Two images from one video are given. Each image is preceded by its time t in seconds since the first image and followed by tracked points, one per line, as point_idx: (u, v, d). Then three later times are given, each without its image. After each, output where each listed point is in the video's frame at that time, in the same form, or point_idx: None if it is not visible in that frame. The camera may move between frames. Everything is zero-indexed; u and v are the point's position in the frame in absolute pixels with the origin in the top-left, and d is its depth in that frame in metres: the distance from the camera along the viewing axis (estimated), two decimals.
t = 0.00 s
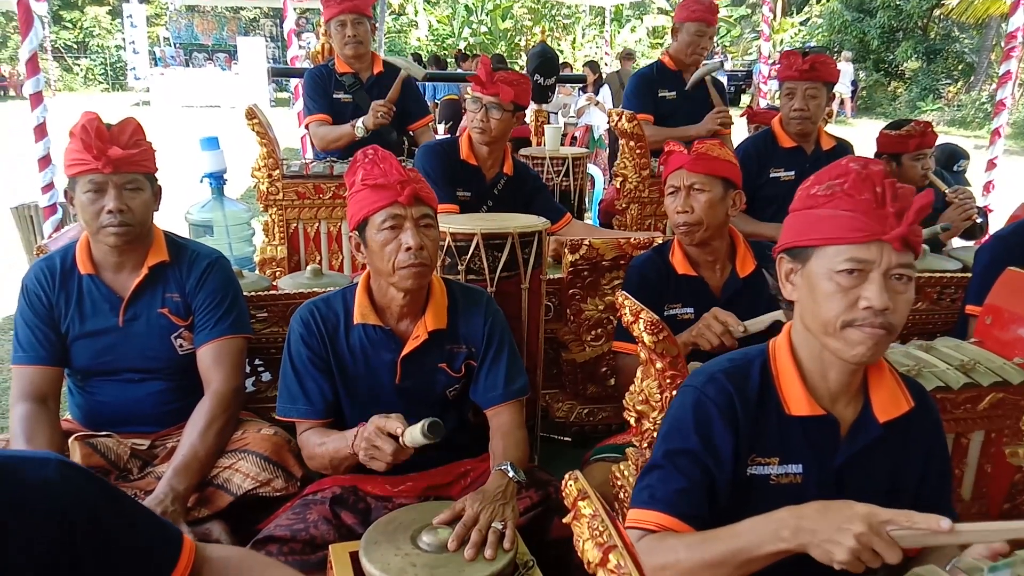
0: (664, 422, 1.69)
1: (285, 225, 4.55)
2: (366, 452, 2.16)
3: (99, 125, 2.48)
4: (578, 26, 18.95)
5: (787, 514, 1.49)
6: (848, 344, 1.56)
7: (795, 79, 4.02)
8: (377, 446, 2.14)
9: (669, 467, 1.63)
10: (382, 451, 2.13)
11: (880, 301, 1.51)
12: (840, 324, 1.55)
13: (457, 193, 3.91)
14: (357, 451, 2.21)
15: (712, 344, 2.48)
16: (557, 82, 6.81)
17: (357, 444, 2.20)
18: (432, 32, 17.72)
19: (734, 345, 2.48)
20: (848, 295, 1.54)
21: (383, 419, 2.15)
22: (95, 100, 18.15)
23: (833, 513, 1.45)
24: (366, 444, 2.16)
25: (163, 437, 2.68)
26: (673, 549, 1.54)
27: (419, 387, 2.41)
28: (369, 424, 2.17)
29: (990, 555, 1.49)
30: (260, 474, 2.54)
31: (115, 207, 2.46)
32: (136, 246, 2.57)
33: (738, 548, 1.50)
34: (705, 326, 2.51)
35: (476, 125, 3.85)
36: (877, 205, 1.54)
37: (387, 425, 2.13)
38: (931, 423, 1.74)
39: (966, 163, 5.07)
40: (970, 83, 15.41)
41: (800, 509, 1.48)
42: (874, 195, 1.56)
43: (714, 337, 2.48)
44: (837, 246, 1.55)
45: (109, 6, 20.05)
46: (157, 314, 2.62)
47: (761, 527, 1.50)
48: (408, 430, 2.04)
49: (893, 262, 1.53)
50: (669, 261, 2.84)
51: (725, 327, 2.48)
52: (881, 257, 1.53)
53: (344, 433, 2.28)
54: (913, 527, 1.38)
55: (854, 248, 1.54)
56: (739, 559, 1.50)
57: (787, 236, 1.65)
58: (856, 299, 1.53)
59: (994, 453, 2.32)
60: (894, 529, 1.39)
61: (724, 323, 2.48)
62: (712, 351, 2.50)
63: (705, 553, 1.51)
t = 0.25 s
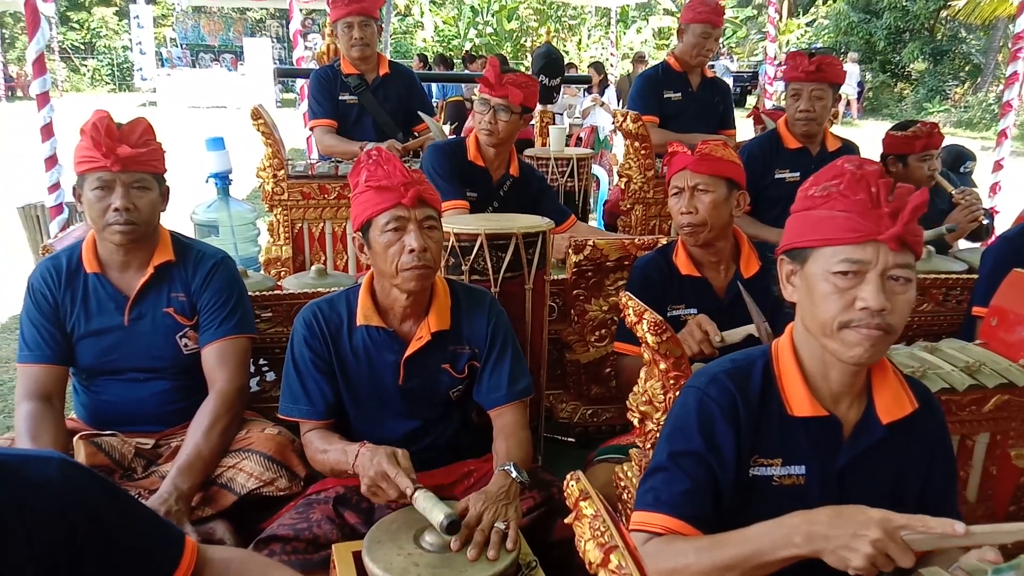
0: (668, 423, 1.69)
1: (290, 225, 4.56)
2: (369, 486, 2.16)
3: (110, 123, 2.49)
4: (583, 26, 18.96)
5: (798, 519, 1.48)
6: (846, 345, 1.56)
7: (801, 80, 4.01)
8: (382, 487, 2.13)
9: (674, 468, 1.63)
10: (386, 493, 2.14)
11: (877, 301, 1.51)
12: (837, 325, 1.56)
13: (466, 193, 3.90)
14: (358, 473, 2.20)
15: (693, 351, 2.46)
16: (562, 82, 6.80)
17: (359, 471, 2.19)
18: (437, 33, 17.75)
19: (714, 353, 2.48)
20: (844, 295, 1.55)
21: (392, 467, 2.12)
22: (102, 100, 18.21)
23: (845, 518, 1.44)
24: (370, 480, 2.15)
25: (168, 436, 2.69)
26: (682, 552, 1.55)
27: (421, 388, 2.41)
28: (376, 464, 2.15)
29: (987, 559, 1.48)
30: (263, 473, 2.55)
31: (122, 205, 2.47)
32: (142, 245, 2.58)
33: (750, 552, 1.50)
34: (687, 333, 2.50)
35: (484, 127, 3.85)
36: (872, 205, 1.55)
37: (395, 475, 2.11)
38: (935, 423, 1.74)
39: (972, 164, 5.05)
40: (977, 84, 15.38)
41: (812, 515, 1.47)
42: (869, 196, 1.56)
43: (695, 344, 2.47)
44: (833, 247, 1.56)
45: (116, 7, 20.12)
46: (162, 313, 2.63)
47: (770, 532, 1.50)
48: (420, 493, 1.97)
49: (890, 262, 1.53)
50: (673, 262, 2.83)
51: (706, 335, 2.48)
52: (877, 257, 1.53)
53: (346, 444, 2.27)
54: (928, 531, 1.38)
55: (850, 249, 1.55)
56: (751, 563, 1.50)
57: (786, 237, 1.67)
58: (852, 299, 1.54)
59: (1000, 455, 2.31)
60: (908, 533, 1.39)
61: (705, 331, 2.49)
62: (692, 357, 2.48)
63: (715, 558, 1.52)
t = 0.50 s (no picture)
0: (669, 422, 1.69)
1: (294, 223, 4.56)
2: (375, 444, 2.16)
3: (117, 120, 2.50)
4: (588, 25, 18.93)
5: (801, 517, 1.48)
6: (838, 344, 1.59)
7: (805, 79, 4.00)
8: (388, 437, 2.13)
9: (676, 468, 1.63)
10: (393, 442, 2.13)
11: (868, 301, 1.54)
12: (829, 323, 1.59)
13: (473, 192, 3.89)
14: (365, 445, 2.20)
15: (696, 348, 2.46)
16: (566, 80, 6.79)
17: (364, 438, 2.19)
18: (442, 31, 17.73)
19: (717, 350, 2.47)
20: (838, 294, 1.58)
21: (393, 410, 2.14)
22: (107, 99, 18.23)
23: (847, 516, 1.45)
24: (376, 435, 2.15)
25: (171, 433, 2.70)
26: (684, 552, 1.55)
27: (424, 385, 2.42)
28: (379, 415, 2.16)
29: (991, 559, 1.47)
30: (266, 470, 2.55)
31: (125, 201, 2.48)
32: (146, 242, 2.59)
33: (753, 550, 1.50)
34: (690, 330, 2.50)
35: (492, 126, 3.84)
36: (864, 204, 1.58)
37: (398, 416, 2.13)
38: (938, 421, 1.73)
39: (978, 163, 5.04)
40: (984, 82, 15.30)
41: (815, 513, 1.48)
42: (862, 194, 1.59)
43: (698, 342, 2.46)
44: (825, 246, 1.60)
45: (121, 5, 20.15)
46: (166, 310, 2.64)
47: (773, 531, 1.50)
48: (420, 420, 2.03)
49: (883, 261, 1.56)
50: (676, 260, 2.83)
51: (708, 333, 2.47)
52: (869, 256, 1.56)
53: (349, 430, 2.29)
54: (931, 530, 1.38)
55: (842, 247, 1.58)
56: (752, 561, 1.50)
57: (784, 236, 1.70)
58: (845, 298, 1.57)
59: (1004, 455, 2.31)
60: (911, 532, 1.40)
61: (708, 327, 2.48)
62: (695, 355, 2.47)
63: (717, 557, 1.52)
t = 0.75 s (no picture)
0: (673, 421, 1.69)
1: (298, 222, 4.57)
2: (391, 441, 2.12)
3: (124, 118, 2.51)
4: (591, 24, 18.94)
5: (803, 514, 1.47)
6: (834, 343, 1.61)
7: (810, 77, 4.01)
8: (404, 434, 2.09)
9: (679, 467, 1.63)
10: (409, 440, 2.09)
11: (862, 300, 1.57)
12: (825, 322, 1.61)
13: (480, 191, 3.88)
14: (379, 442, 2.17)
15: (705, 344, 2.46)
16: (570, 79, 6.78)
17: (378, 437, 2.16)
18: (446, 31, 17.74)
19: (725, 345, 2.47)
20: (833, 293, 1.60)
21: (408, 407, 2.10)
22: (111, 98, 18.26)
23: (848, 511, 1.44)
24: (391, 433, 2.11)
25: (176, 431, 2.71)
26: (687, 551, 1.55)
27: (429, 383, 2.42)
28: (393, 413, 2.12)
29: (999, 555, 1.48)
30: (271, 467, 2.55)
31: (130, 199, 2.48)
32: (151, 240, 2.60)
33: (757, 549, 1.49)
34: (699, 326, 2.49)
35: (499, 125, 3.84)
36: (858, 203, 1.60)
37: (414, 414, 2.09)
38: (942, 420, 1.74)
39: (982, 162, 5.03)
40: (988, 82, 15.26)
41: (817, 509, 1.47)
42: (856, 193, 1.61)
43: (707, 337, 2.46)
44: (820, 245, 1.63)
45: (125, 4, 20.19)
46: (172, 308, 2.64)
47: (776, 529, 1.49)
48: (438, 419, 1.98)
49: (878, 260, 1.58)
50: (681, 259, 2.82)
51: (717, 327, 2.46)
52: (863, 255, 1.58)
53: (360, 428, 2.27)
54: (930, 513, 1.38)
55: (835, 246, 1.61)
56: (756, 560, 1.50)
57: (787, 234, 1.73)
58: (840, 297, 1.59)
59: (1010, 454, 2.30)
60: (910, 518, 1.40)
61: (716, 323, 2.47)
62: (704, 351, 2.47)
63: (720, 556, 1.51)
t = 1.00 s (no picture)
0: (681, 421, 1.69)
1: (305, 221, 4.58)
2: (402, 493, 2.11)
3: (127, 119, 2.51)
4: (593, 24, 18.94)
5: (807, 512, 1.48)
6: (836, 342, 1.61)
7: (817, 77, 4.00)
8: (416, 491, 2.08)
9: (688, 467, 1.63)
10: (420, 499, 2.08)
11: (864, 301, 1.57)
12: (828, 323, 1.61)
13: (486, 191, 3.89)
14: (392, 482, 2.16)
15: (718, 347, 2.42)
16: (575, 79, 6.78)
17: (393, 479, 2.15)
18: (448, 30, 17.73)
19: (739, 348, 2.44)
20: (836, 293, 1.61)
21: (426, 470, 2.09)
22: (113, 98, 18.27)
23: (850, 508, 1.45)
24: (403, 486, 2.11)
25: (186, 429, 2.71)
26: (693, 548, 1.55)
27: (440, 384, 2.43)
28: (410, 469, 2.12)
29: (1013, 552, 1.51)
30: (282, 466, 2.56)
31: (131, 200, 2.49)
32: (160, 240, 2.61)
33: (760, 546, 1.50)
34: (712, 329, 2.46)
35: (507, 125, 3.85)
36: (859, 203, 1.61)
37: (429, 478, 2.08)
38: (952, 418, 1.74)
39: (988, 162, 5.03)
40: (991, 82, 15.25)
41: (821, 507, 1.48)
42: (857, 194, 1.62)
43: (719, 340, 2.43)
44: (822, 245, 1.64)
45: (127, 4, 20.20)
46: (181, 307, 2.65)
47: (779, 527, 1.50)
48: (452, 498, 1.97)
49: (880, 260, 1.58)
50: (690, 258, 2.83)
51: (731, 330, 2.44)
52: (865, 256, 1.59)
53: (377, 451, 2.25)
54: (934, 515, 1.40)
55: (836, 246, 1.62)
56: (759, 558, 1.51)
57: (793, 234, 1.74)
58: (842, 297, 1.60)
59: (1020, 454, 2.30)
60: (914, 518, 1.42)
61: (730, 326, 2.44)
62: (717, 353, 2.44)
63: (725, 553, 1.52)
